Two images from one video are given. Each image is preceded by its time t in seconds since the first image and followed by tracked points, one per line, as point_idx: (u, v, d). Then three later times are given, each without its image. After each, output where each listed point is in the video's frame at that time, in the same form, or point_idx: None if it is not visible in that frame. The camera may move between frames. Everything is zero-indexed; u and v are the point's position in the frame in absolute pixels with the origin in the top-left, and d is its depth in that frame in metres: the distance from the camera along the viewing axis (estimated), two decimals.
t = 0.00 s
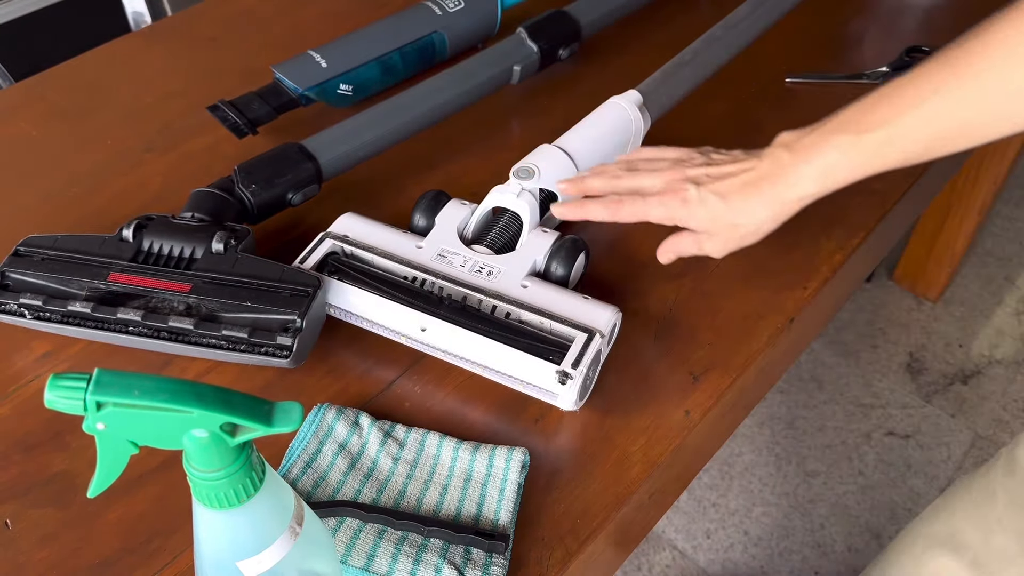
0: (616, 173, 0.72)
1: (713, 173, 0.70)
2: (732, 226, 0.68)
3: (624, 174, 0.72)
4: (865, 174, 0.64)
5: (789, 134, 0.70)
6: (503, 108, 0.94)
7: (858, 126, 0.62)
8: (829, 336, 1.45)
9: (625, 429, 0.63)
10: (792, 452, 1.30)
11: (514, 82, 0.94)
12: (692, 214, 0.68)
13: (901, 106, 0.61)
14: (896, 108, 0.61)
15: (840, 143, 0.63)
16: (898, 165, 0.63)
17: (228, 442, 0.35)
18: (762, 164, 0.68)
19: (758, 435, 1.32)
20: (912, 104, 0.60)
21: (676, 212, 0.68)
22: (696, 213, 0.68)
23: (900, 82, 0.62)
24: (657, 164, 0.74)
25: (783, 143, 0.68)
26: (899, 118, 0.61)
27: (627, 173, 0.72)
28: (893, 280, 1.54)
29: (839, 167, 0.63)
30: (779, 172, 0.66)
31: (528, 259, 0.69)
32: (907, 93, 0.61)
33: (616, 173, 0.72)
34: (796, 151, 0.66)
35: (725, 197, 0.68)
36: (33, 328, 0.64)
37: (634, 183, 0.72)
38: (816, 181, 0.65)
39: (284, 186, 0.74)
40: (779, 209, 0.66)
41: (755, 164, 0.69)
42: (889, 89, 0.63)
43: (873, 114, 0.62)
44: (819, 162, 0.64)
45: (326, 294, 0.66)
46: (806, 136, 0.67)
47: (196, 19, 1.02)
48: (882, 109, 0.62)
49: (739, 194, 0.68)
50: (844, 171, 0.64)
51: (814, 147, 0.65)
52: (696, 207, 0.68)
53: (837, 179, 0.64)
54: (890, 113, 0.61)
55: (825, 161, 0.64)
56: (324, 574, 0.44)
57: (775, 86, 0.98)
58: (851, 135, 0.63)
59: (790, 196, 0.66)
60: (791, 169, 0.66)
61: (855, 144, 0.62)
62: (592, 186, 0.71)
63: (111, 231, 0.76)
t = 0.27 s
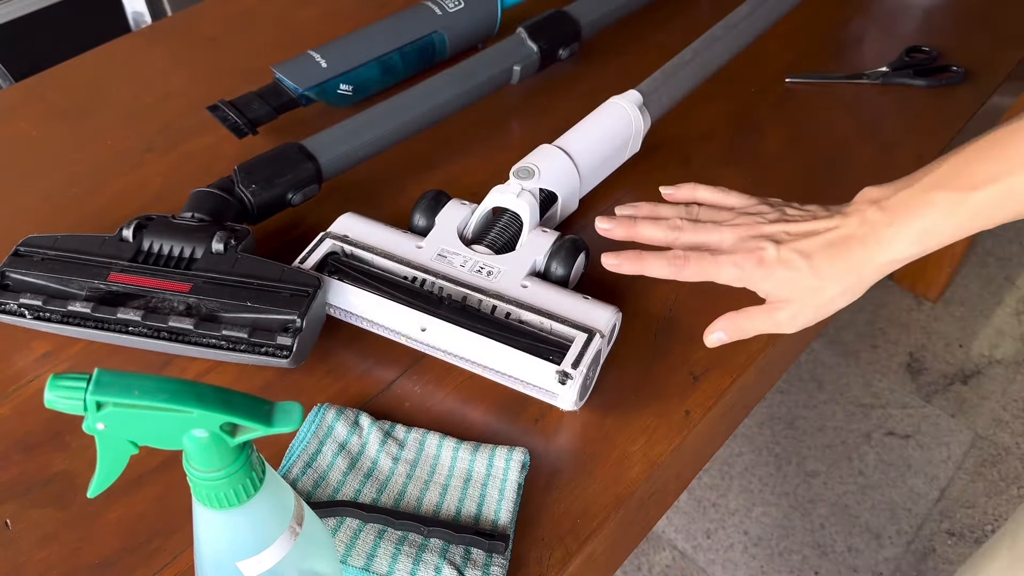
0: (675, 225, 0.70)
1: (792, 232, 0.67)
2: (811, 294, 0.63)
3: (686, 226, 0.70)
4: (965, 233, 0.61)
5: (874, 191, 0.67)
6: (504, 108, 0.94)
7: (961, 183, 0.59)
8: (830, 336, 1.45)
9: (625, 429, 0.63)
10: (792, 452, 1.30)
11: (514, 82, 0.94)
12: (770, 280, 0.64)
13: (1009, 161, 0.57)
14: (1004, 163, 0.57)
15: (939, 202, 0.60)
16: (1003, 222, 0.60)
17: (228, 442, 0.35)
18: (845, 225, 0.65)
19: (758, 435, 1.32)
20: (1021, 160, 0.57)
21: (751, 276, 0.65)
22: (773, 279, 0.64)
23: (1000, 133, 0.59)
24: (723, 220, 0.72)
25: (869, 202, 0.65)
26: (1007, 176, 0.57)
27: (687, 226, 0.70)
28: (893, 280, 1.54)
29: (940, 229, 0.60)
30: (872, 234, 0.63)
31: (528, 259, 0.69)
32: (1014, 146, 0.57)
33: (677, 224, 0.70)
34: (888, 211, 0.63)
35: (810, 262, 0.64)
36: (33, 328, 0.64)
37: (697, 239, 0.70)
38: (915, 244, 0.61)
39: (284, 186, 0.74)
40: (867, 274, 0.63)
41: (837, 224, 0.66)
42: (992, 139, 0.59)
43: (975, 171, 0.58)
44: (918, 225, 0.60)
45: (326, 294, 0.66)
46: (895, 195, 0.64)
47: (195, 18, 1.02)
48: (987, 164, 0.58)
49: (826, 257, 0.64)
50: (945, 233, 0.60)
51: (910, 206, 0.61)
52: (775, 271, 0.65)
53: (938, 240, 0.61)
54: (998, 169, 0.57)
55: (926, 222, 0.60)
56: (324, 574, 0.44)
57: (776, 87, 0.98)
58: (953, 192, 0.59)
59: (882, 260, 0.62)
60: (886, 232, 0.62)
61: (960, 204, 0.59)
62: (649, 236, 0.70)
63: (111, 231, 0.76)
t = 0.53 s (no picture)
0: (601, 249, 0.67)
1: (717, 262, 0.65)
2: (743, 325, 0.61)
3: (610, 250, 0.67)
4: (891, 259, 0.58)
5: (798, 218, 0.64)
6: (503, 108, 0.94)
7: (880, 212, 0.56)
8: (830, 336, 1.45)
9: (625, 430, 0.63)
10: (792, 452, 1.30)
11: (514, 82, 0.94)
12: (697, 313, 0.62)
13: (925, 188, 0.54)
14: (920, 190, 0.54)
15: (858, 232, 0.57)
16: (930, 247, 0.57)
17: (228, 442, 0.35)
18: (766, 255, 0.63)
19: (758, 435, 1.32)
20: (938, 186, 0.53)
21: (680, 310, 0.63)
22: (697, 312, 0.62)
23: (914, 159, 0.55)
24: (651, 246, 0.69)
25: (790, 231, 0.63)
26: (924, 203, 0.54)
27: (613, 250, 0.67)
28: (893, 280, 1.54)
29: (859, 259, 0.57)
30: (792, 265, 0.60)
31: (528, 259, 0.69)
32: (932, 172, 0.54)
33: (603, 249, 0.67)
34: (809, 241, 0.60)
35: (734, 292, 0.62)
36: (33, 328, 0.64)
37: (620, 265, 0.67)
38: (834, 276, 0.59)
39: (284, 186, 0.74)
40: (792, 304, 0.61)
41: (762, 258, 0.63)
42: (910, 163, 0.55)
43: (895, 198, 0.55)
44: (836, 255, 0.58)
45: (326, 294, 0.66)
46: (816, 222, 0.61)
47: (195, 18, 1.02)
48: (906, 191, 0.55)
49: (749, 290, 0.62)
50: (867, 262, 0.57)
51: (829, 235, 0.59)
52: (699, 303, 0.62)
53: (858, 271, 0.58)
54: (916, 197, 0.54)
55: (845, 253, 0.57)
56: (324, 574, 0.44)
57: (775, 87, 0.98)
58: (872, 221, 0.56)
59: (804, 290, 0.60)
60: (807, 262, 0.59)
61: (878, 234, 0.56)
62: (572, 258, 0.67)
63: (111, 231, 0.76)
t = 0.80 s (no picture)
0: (604, 320, 0.61)
1: (703, 318, 0.61)
2: (733, 378, 0.57)
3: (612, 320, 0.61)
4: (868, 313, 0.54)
5: (782, 268, 0.59)
6: (503, 108, 0.93)
7: (849, 269, 0.51)
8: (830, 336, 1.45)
9: (625, 430, 0.63)
10: (792, 452, 1.30)
11: (514, 82, 0.94)
12: (687, 369, 0.59)
13: (891, 248, 0.49)
14: (888, 250, 0.49)
15: (830, 287, 0.53)
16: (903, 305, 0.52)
17: (227, 442, 0.35)
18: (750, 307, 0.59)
19: (758, 435, 1.32)
20: (905, 247, 0.49)
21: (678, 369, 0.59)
22: (691, 368, 0.59)
23: (884, 217, 0.51)
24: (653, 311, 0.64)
25: (772, 281, 0.59)
26: (890, 263, 0.49)
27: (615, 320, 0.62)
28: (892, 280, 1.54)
29: (832, 314, 0.53)
30: (772, 317, 0.56)
31: (528, 259, 0.69)
32: (899, 232, 0.49)
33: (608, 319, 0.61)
34: (787, 293, 0.56)
35: (719, 347, 0.58)
36: (33, 328, 0.64)
37: (623, 334, 0.61)
38: (812, 328, 0.54)
39: (284, 186, 0.74)
40: (777, 356, 0.56)
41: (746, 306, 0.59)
42: (881, 221, 0.51)
43: (865, 256, 0.51)
44: (809, 311, 0.54)
45: (326, 294, 0.66)
46: (796, 274, 0.57)
47: (195, 18, 1.02)
48: (873, 250, 0.50)
49: (733, 344, 0.58)
50: (840, 318, 0.53)
51: (804, 289, 0.54)
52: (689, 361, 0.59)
53: (835, 323, 0.54)
54: (884, 256, 0.50)
55: (819, 307, 0.53)
56: (324, 574, 0.44)
57: (775, 87, 0.98)
58: (843, 279, 0.52)
59: (785, 341, 0.55)
60: (785, 314, 0.55)
61: (848, 291, 0.52)
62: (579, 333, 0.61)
63: (111, 231, 0.76)
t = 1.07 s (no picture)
0: (606, 325, 0.62)
1: (703, 324, 0.61)
2: (732, 382, 0.58)
3: (615, 325, 0.62)
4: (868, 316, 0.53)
5: (781, 269, 0.59)
6: (504, 108, 0.94)
7: (845, 274, 0.51)
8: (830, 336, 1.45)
9: (625, 430, 0.63)
10: (792, 452, 1.30)
11: (514, 82, 0.94)
12: (687, 374, 0.60)
13: (887, 255, 0.49)
14: (884, 257, 0.49)
15: (826, 292, 0.53)
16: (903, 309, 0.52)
17: (228, 442, 0.35)
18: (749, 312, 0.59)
19: (758, 435, 1.32)
20: (900, 253, 0.48)
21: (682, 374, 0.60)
22: (693, 374, 0.60)
23: (882, 221, 0.50)
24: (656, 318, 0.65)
25: (771, 284, 0.58)
26: (886, 269, 0.49)
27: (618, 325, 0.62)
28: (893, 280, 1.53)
29: (829, 318, 0.53)
30: (769, 321, 0.56)
31: (528, 259, 0.69)
32: (896, 238, 0.49)
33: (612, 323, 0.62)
34: (784, 296, 0.56)
35: (718, 354, 0.59)
36: (33, 328, 0.64)
37: (625, 339, 0.62)
38: (809, 332, 0.54)
39: (284, 186, 0.74)
40: (774, 360, 0.57)
41: (745, 309, 0.59)
42: (879, 226, 0.50)
43: (862, 261, 0.50)
44: (805, 315, 0.54)
45: (326, 294, 0.66)
46: (794, 276, 0.56)
47: (195, 18, 1.02)
48: (869, 256, 0.50)
49: (732, 349, 0.58)
50: (837, 321, 0.53)
51: (801, 292, 0.54)
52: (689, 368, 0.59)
53: (831, 328, 0.54)
54: (881, 262, 0.49)
55: (815, 311, 0.53)
56: (324, 574, 0.44)
57: (775, 87, 0.98)
58: (840, 284, 0.52)
59: (783, 345, 0.56)
60: (782, 317, 0.55)
61: (844, 296, 0.51)
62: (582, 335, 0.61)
63: (111, 231, 0.76)
